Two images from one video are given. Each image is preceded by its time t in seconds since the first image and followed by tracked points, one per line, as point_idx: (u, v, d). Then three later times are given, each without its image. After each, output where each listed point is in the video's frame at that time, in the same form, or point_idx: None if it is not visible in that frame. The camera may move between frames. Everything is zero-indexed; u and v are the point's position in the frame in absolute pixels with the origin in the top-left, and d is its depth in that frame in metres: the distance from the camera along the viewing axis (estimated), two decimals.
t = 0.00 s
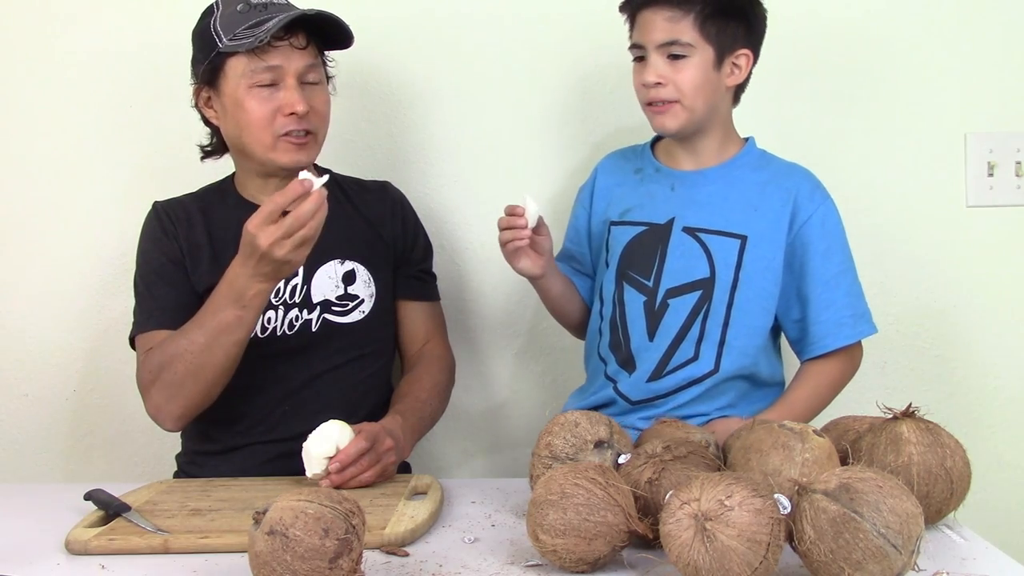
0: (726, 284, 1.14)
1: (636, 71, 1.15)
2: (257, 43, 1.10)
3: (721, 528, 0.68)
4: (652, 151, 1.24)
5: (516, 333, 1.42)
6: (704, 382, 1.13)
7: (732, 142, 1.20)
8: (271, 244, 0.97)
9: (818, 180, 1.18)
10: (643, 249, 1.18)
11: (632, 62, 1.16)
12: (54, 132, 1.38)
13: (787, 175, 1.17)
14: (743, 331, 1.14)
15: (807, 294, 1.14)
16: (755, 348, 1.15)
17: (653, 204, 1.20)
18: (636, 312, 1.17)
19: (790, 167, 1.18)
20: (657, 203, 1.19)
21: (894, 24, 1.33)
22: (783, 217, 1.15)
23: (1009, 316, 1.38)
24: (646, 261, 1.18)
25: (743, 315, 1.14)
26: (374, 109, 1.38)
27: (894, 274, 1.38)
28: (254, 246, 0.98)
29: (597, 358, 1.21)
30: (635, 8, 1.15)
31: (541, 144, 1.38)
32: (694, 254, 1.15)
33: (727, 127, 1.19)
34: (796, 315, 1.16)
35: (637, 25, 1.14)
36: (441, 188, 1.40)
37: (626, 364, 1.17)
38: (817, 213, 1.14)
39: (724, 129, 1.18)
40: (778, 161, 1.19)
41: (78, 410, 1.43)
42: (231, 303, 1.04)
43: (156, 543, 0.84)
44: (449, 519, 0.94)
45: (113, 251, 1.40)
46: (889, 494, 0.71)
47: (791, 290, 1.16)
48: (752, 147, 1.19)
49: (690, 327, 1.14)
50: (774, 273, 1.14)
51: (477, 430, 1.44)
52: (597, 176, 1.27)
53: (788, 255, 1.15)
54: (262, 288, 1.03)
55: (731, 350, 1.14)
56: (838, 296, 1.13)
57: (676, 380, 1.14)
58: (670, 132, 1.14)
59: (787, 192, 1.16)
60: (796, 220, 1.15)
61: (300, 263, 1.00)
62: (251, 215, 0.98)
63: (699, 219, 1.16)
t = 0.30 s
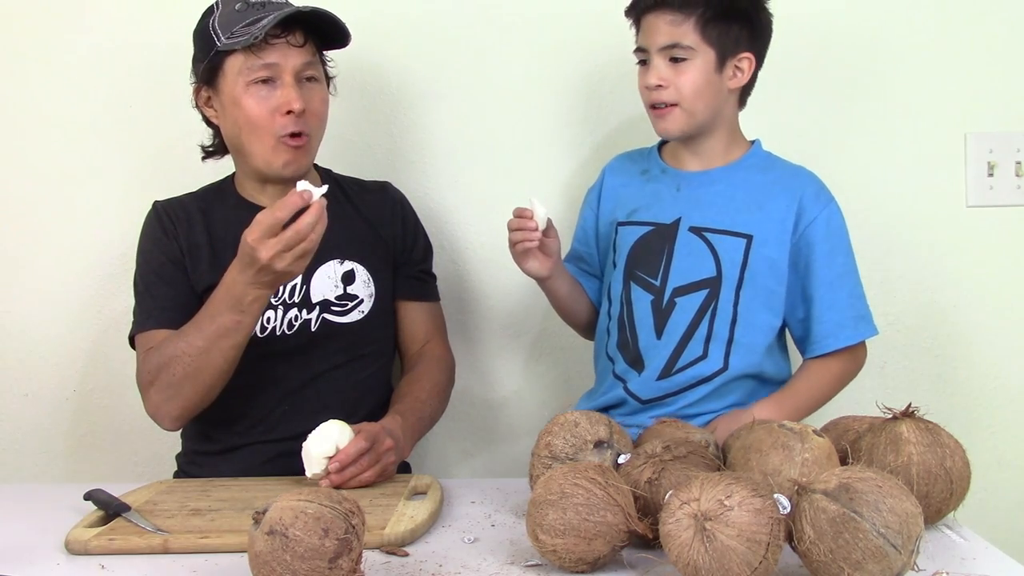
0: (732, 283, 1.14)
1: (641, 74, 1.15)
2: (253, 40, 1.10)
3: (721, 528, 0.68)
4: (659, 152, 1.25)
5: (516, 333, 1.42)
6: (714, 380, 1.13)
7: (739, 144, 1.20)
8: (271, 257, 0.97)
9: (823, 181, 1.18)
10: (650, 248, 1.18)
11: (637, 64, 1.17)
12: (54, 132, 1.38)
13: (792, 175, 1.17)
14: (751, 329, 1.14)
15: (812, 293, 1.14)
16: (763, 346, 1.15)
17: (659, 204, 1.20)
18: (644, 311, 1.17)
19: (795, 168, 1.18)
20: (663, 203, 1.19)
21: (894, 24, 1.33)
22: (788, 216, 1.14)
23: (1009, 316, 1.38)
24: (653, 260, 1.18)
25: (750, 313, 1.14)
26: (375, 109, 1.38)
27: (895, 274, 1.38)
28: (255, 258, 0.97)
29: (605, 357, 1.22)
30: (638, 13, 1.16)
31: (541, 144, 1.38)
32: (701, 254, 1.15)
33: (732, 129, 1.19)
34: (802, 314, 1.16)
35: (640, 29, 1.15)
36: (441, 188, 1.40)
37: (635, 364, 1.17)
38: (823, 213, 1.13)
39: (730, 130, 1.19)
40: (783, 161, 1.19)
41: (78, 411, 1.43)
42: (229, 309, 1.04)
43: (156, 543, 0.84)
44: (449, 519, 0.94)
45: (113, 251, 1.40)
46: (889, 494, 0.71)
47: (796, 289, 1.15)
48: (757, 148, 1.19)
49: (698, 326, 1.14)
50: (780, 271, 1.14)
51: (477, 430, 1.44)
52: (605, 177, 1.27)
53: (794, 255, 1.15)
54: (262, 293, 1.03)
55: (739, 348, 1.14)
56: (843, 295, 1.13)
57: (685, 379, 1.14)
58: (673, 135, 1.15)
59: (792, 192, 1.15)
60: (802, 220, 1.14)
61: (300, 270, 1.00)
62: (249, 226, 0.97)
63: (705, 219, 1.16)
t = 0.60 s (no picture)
0: (746, 283, 1.14)
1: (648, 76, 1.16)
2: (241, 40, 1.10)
3: (721, 528, 0.68)
4: (667, 152, 1.24)
5: (516, 333, 1.42)
6: (730, 379, 1.13)
7: (746, 145, 1.20)
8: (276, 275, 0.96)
9: (830, 182, 1.19)
10: (662, 248, 1.18)
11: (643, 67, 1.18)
12: (54, 132, 1.38)
13: (800, 176, 1.17)
14: (764, 329, 1.14)
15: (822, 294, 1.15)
16: (776, 345, 1.15)
17: (669, 204, 1.20)
18: (657, 311, 1.17)
19: (803, 169, 1.19)
20: (674, 204, 1.19)
21: (894, 24, 1.33)
22: (800, 216, 1.15)
23: (1009, 316, 1.38)
24: (665, 260, 1.17)
25: (764, 313, 1.14)
26: (375, 109, 1.38)
27: (894, 274, 1.38)
28: (258, 273, 0.96)
29: (616, 357, 1.21)
30: (644, 16, 1.16)
31: (541, 144, 1.38)
32: (714, 254, 1.15)
33: (739, 130, 1.19)
34: (812, 313, 1.17)
35: (646, 31, 1.15)
36: (441, 188, 1.40)
37: (649, 364, 1.16)
38: (833, 214, 1.15)
39: (737, 131, 1.19)
40: (790, 162, 1.19)
41: (78, 410, 1.43)
42: (231, 313, 1.03)
43: (156, 543, 0.84)
44: (449, 519, 0.94)
45: (113, 251, 1.40)
46: (889, 494, 0.71)
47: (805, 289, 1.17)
48: (764, 148, 1.20)
49: (712, 326, 1.14)
50: (792, 271, 1.15)
51: (477, 430, 1.44)
52: (613, 176, 1.27)
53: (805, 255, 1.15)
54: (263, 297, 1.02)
55: (754, 348, 1.14)
56: (853, 294, 1.14)
57: (701, 378, 1.14)
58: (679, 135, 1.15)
59: (803, 193, 1.16)
60: (812, 221, 1.15)
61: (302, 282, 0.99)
62: (250, 240, 0.94)
63: (717, 219, 1.16)
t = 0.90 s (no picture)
0: (760, 284, 1.15)
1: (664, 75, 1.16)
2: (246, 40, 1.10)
3: (721, 528, 0.68)
4: (679, 150, 1.24)
5: (516, 333, 1.42)
6: (741, 380, 1.14)
7: (760, 146, 1.21)
8: (285, 229, 0.95)
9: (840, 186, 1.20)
10: (676, 247, 1.18)
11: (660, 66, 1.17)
12: (54, 132, 1.38)
13: (813, 179, 1.18)
14: (776, 331, 1.15)
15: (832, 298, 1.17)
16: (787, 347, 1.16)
17: (683, 203, 1.20)
18: (671, 310, 1.16)
19: (815, 171, 1.20)
20: (688, 203, 1.19)
21: (894, 24, 1.33)
22: (813, 219, 1.16)
23: (1009, 316, 1.38)
24: (679, 260, 1.17)
25: (777, 315, 1.15)
26: (375, 109, 1.38)
27: (894, 274, 1.38)
28: (268, 231, 0.95)
29: (625, 355, 1.20)
30: (661, 14, 1.16)
31: (542, 144, 1.38)
32: (729, 255, 1.16)
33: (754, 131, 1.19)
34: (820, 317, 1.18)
35: (665, 30, 1.15)
36: (442, 188, 1.40)
37: (661, 363, 1.16)
38: (844, 219, 1.16)
39: (752, 132, 1.19)
40: (802, 165, 1.20)
41: (78, 410, 1.43)
42: (233, 294, 1.03)
43: (156, 543, 0.84)
44: (449, 519, 0.94)
45: (113, 251, 1.40)
46: (889, 494, 0.71)
47: (815, 292, 1.18)
48: (777, 151, 1.20)
49: (726, 326, 1.15)
50: (805, 274, 1.16)
51: (477, 430, 1.44)
52: (624, 173, 1.27)
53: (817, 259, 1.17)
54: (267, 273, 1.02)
55: (766, 350, 1.15)
56: (862, 299, 1.16)
57: (713, 379, 1.14)
58: (696, 136, 1.15)
59: (816, 196, 1.17)
60: (825, 224, 1.16)
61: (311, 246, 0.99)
62: (259, 203, 0.94)
63: (732, 220, 1.17)
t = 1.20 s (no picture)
0: (772, 284, 1.15)
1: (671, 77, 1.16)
2: (248, 40, 1.10)
3: (721, 528, 0.68)
4: (685, 149, 1.24)
5: (516, 333, 1.42)
6: (753, 381, 1.15)
7: (767, 145, 1.21)
8: (281, 185, 1.03)
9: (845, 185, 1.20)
10: (687, 247, 1.18)
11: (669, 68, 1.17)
12: (54, 132, 1.38)
13: (821, 178, 1.19)
14: (788, 331, 1.15)
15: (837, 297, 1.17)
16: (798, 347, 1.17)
17: (694, 203, 1.19)
18: (683, 311, 1.16)
19: (821, 170, 1.20)
20: (698, 203, 1.19)
21: (895, 24, 1.33)
22: (823, 219, 1.16)
23: (1009, 316, 1.38)
24: (691, 260, 1.17)
25: (788, 315, 1.15)
26: (375, 109, 1.38)
27: (894, 274, 1.38)
28: (264, 192, 1.03)
29: (635, 356, 1.20)
30: (670, 15, 1.16)
31: (542, 144, 1.38)
32: (741, 255, 1.16)
33: (763, 129, 1.19)
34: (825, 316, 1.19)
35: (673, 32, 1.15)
36: (442, 188, 1.40)
37: (673, 364, 1.16)
38: (852, 219, 1.17)
39: (760, 132, 1.19)
40: (809, 163, 1.21)
41: (78, 410, 1.43)
42: (232, 271, 1.06)
43: (156, 543, 0.84)
44: (449, 519, 0.94)
45: (113, 251, 1.40)
46: (889, 494, 0.71)
47: (823, 291, 1.18)
48: (784, 149, 1.20)
49: (739, 327, 1.15)
50: (815, 274, 1.16)
51: (478, 430, 1.44)
52: (630, 172, 1.26)
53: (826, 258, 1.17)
54: (263, 250, 1.06)
55: (777, 350, 1.15)
56: (868, 299, 1.16)
57: (725, 380, 1.15)
58: (704, 139, 1.15)
59: (825, 195, 1.17)
60: (834, 223, 1.17)
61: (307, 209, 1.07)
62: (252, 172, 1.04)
63: (744, 219, 1.17)
